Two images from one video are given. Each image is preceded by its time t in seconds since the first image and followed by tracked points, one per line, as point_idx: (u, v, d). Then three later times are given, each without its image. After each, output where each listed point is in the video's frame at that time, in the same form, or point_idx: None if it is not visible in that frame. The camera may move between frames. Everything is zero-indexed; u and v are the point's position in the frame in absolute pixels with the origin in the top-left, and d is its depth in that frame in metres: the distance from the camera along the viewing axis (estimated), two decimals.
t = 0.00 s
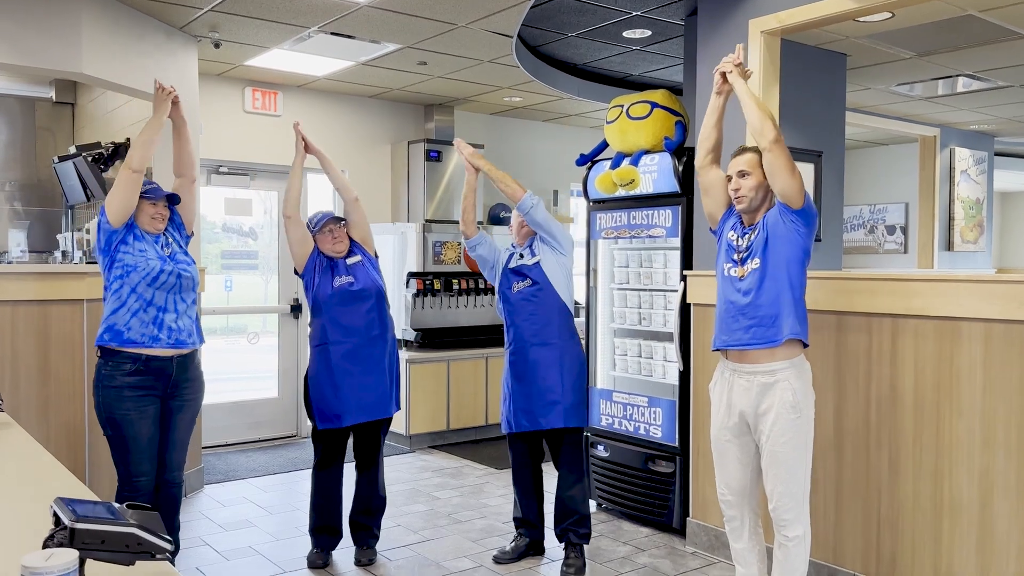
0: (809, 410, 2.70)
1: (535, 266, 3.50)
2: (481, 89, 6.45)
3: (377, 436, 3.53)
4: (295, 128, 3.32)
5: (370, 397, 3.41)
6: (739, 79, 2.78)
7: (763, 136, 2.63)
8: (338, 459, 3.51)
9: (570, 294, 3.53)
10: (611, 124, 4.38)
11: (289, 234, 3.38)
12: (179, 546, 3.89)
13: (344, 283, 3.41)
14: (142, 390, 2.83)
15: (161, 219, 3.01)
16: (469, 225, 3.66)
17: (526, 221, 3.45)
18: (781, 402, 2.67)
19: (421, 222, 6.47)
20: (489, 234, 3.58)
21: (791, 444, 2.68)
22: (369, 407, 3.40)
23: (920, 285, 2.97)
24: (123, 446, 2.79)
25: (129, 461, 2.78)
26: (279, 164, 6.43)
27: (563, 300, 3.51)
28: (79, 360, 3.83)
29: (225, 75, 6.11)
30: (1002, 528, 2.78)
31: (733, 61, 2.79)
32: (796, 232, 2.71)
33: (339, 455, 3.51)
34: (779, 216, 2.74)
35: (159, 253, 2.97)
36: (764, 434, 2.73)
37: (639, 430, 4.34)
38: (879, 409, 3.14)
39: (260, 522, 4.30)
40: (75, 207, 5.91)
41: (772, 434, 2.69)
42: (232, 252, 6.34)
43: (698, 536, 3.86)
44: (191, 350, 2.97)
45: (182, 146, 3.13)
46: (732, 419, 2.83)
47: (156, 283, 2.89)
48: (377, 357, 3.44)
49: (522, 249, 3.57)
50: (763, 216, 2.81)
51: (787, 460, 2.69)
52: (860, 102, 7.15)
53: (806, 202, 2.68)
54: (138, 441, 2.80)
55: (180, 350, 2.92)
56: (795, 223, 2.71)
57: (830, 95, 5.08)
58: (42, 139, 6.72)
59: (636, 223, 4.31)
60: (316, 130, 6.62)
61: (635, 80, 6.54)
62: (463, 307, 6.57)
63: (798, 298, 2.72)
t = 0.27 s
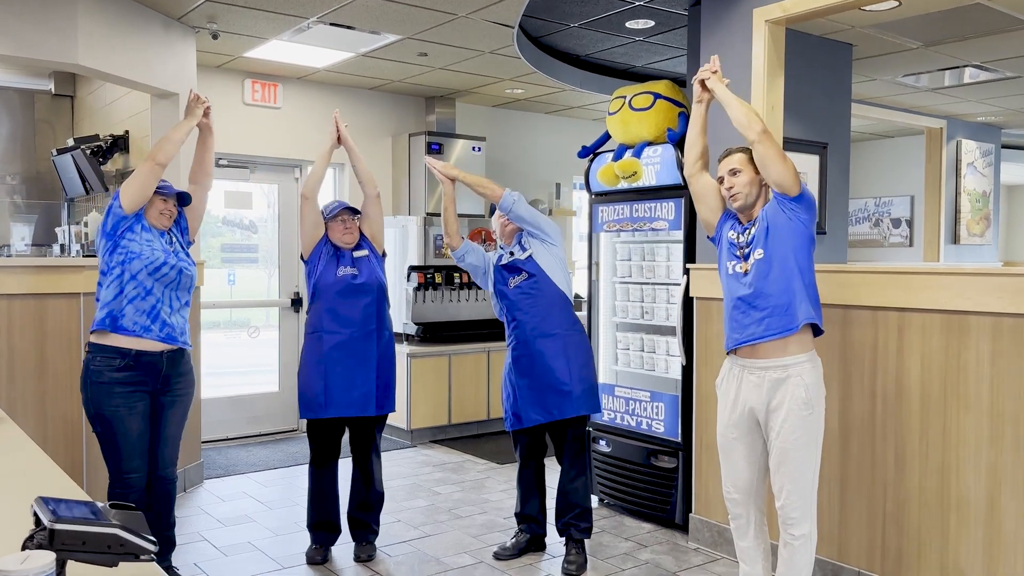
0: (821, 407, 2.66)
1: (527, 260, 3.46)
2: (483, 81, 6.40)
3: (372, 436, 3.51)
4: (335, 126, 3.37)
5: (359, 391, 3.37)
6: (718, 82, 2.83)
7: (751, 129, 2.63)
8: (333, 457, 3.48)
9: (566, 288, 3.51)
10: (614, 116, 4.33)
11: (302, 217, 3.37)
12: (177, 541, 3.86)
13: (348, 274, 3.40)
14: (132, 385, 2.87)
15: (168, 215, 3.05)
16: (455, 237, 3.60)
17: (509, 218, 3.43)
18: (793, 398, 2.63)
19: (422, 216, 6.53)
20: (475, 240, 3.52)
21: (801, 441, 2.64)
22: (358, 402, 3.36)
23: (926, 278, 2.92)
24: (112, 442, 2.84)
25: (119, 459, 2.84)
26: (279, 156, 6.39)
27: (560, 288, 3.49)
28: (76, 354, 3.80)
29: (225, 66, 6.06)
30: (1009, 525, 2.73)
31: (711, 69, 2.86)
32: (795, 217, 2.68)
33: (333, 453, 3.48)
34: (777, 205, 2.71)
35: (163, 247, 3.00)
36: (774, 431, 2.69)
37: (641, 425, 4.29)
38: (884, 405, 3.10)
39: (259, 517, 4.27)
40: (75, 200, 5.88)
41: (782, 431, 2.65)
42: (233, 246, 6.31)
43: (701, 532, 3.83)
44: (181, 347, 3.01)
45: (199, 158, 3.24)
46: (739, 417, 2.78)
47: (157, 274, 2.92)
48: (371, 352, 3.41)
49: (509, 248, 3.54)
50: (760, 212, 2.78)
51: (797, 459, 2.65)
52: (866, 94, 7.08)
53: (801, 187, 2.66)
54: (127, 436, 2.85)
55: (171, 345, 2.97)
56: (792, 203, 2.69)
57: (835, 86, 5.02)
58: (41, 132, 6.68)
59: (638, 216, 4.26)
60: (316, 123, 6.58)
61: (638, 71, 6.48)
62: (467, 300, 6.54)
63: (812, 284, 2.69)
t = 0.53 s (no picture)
0: (835, 403, 2.61)
1: (528, 253, 3.43)
2: (487, 72, 6.33)
3: (374, 432, 3.47)
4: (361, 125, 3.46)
5: (358, 386, 3.32)
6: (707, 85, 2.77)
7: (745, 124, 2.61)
8: (334, 454, 3.44)
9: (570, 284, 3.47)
10: (619, 107, 4.26)
11: (319, 201, 3.35)
12: (178, 536, 3.83)
13: (357, 267, 3.37)
14: (126, 381, 2.87)
15: (179, 216, 3.05)
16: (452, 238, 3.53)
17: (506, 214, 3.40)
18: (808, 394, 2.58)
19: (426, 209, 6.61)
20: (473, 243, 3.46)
21: (813, 438, 2.59)
22: (358, 397, 3.32)
23: (938, 271, 2.86)
24: (107, 438, 2.86)
25: (115, 457, 2.85)
26: (282, 148, 6.35)
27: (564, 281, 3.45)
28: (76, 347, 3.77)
29: (226, 58, 6.01)
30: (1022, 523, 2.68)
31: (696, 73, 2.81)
32: (801, 208, 2.65)
33: (335, 449, 3.44)
34: (779, 198, 2.68)
35: (170, 243, 2.99)
36: (787, 428, 2.64)
37: (647, 420, 4.25)
38: (894, 400, 3.04)
39: (261, 512, 4.24)
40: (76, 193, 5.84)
41: (796, 428, 2.60)
42: (236, 239, 6.27)
43: (707, 528, 3.78)
44: (177, 344, 3.01)
45: (218, 173, 3.29)
46: (752, 415, 2.72)
47: (160, 267, 2.91)
48: (373, 347, 3.37)
49: (510, 242, 3.51)
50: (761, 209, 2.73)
51: (810, 456, 2.61)
52: (875, 84, 7.00)
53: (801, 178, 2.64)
54: (121, 432, 2.86)
55: (167, 340, 2.97)
56: (792, 191, 2.65)
57: (844, 76, 4.95)
58: (43, 124, 6.65)
59: (644, 208, 4.21)
60: (319, 115, 6.53)
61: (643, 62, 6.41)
62: (472, 294, 6.53)
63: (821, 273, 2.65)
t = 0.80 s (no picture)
0: (848, 395, 2.57)
1: (532, 243, 3.38)
2: (493, 60, 6.28)
3: (377, 423, 3.45)
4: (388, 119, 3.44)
5: (358, 376, 3.29)
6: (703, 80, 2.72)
7: (746, 115, 2.56)
8: (338, 441, 3.40)
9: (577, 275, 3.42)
10: (626, 95, 4.20)
11: (336, 186, 3.32)
12: (182, 527, 3.81)
13: (366, 257, 3.33)
14: (126, 370, 2.85)
15: (187, 210, 3.02)
16: (455, 231, 3.49)
17: (510, 204, 3.35)
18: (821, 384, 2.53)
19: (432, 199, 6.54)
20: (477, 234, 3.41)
21: (825, 430, 2.55)
22: (358, 388, 3.29)
23: (951, 259, 2.81)
24: (107, 427, 2.84)
25: (115, 448, 2.84)
26: (286, 138, 6.32)
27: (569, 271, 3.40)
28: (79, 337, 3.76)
29: (230, 47, 5.98)
30: None
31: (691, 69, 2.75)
32: (810, 195, 2.61)
33: (337, 438, 3.40)
34: (785, 186, 2.64)
35: (177, 235, 2.96)
36: (799, 420, 2.60)
37: (653, 412, 4.21)
38: (905, 391, 3.00)
39: (266, 502, 4.22)
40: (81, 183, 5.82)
41: (809, 420, 2.56)
42: (241, 230, 6.24)
43: (714, 520, 3.75)
44: (178, 335, 2.98)
45: (233, 170, 3.25)
46: (764, 408, 2.67)
47: (165, 258, 2.88)
48: (376, 338, 3.33)
49: (512, 233, 3.47)
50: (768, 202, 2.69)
51: (823, 449, 2.56)
52: (885, 73, 6.92)
53: (808, 165, 2.60)
54: (121, 420, 2.84)
55: (168, 331, 2.94)
56: (797, 178, 2.61)
57: (855, 63, 4.88)
58: (47, 114, 6.63)
59: (651, 197, 4.16)
60: (324, 105, 6.49)
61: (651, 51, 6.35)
62: (478, 286, 6.44)
63: (833, 260, 2.60)
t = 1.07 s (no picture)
0: (858, 392, 2.55)
1: (535, 238, 3.36)
2: (499, 53, 6.25)
3: (380, 418, 3.44)
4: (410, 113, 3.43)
5: (353, 370, 3.27)
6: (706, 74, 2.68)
7: (750, 111, 2.52)
8: (340, 431, 3.40)
9: (582, 272, 3.40)
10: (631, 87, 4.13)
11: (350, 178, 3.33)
12: (187, 521, 3.81)
13: (373, 251, 3.32)
14: (130, 363, 2.85)
15: (196, 205, 3.00)
16: (459, 226, 3.47)
17: (513, 198, 3.33)
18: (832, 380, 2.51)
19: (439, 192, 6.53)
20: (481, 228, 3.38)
21: (834, 425, 2.52)
22: (355, 382, 3.27)
23: (960, 254, 2.78)
24: (112, 419, 2.85)
25: (119, 440, 2.84)
26: (292, 131, 6.31)
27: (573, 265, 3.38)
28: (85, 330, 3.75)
29: (236, 40, 5.96)
30: None
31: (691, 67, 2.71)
32: (817, 188, 2.59)
33: (339, 428, 3.40)
34: (791, 180, 2.61)
35: (184, 229, 2.94)
36: (808, 416, 2.57)
37: (659, 407, 4.19)
38: (914, 386, 2.97)
39: (271, 496, 4.22)
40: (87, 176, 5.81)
41: (819, 416, 2.54)
42: (247, 223, 6.24)
43: (720, 516, 3.73)
44: (184, 329, 2.96)
45: (244, 165, 3.22)
46: (773, 403, 2.65)
47: (171, 251, 2.87)
48: (376, 333, 3.31)
49: (516, 227, 3.45)
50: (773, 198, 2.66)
51: (832, 446, 2.54)
52: (895, 65, 6.86)
53: (813, 158, 2.57)
54: (126, 412, 2.85)
55: (174, 324, 2.92)
56: (803, 172, 2.59)
57: (864, 56, 4.84)
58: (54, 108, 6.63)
59: (658, 191, 4.14)
60: (330, 98, 6.47)
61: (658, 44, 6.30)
62: (483, 279, 6.48)
63: (841, 253, 2.58)
